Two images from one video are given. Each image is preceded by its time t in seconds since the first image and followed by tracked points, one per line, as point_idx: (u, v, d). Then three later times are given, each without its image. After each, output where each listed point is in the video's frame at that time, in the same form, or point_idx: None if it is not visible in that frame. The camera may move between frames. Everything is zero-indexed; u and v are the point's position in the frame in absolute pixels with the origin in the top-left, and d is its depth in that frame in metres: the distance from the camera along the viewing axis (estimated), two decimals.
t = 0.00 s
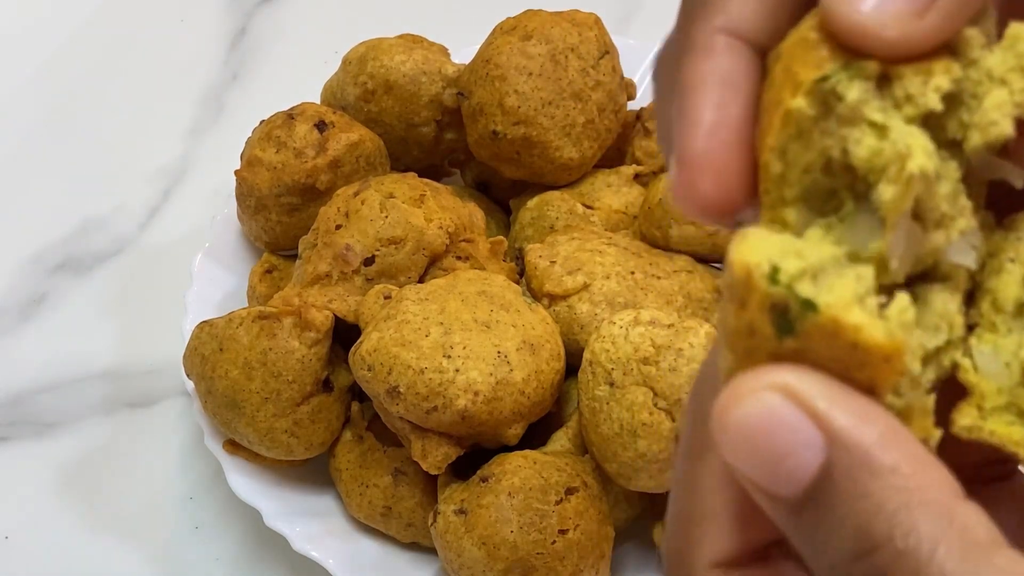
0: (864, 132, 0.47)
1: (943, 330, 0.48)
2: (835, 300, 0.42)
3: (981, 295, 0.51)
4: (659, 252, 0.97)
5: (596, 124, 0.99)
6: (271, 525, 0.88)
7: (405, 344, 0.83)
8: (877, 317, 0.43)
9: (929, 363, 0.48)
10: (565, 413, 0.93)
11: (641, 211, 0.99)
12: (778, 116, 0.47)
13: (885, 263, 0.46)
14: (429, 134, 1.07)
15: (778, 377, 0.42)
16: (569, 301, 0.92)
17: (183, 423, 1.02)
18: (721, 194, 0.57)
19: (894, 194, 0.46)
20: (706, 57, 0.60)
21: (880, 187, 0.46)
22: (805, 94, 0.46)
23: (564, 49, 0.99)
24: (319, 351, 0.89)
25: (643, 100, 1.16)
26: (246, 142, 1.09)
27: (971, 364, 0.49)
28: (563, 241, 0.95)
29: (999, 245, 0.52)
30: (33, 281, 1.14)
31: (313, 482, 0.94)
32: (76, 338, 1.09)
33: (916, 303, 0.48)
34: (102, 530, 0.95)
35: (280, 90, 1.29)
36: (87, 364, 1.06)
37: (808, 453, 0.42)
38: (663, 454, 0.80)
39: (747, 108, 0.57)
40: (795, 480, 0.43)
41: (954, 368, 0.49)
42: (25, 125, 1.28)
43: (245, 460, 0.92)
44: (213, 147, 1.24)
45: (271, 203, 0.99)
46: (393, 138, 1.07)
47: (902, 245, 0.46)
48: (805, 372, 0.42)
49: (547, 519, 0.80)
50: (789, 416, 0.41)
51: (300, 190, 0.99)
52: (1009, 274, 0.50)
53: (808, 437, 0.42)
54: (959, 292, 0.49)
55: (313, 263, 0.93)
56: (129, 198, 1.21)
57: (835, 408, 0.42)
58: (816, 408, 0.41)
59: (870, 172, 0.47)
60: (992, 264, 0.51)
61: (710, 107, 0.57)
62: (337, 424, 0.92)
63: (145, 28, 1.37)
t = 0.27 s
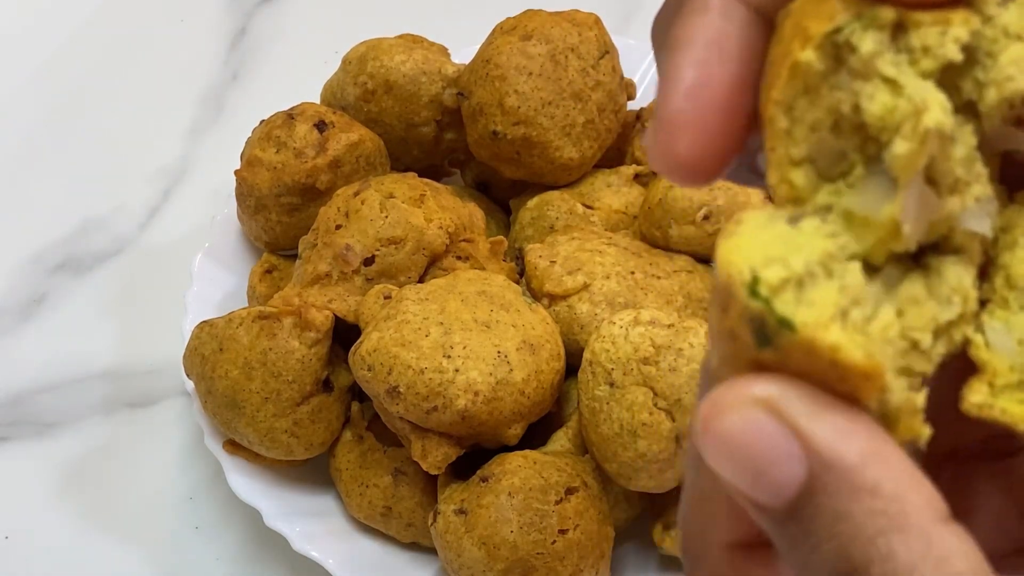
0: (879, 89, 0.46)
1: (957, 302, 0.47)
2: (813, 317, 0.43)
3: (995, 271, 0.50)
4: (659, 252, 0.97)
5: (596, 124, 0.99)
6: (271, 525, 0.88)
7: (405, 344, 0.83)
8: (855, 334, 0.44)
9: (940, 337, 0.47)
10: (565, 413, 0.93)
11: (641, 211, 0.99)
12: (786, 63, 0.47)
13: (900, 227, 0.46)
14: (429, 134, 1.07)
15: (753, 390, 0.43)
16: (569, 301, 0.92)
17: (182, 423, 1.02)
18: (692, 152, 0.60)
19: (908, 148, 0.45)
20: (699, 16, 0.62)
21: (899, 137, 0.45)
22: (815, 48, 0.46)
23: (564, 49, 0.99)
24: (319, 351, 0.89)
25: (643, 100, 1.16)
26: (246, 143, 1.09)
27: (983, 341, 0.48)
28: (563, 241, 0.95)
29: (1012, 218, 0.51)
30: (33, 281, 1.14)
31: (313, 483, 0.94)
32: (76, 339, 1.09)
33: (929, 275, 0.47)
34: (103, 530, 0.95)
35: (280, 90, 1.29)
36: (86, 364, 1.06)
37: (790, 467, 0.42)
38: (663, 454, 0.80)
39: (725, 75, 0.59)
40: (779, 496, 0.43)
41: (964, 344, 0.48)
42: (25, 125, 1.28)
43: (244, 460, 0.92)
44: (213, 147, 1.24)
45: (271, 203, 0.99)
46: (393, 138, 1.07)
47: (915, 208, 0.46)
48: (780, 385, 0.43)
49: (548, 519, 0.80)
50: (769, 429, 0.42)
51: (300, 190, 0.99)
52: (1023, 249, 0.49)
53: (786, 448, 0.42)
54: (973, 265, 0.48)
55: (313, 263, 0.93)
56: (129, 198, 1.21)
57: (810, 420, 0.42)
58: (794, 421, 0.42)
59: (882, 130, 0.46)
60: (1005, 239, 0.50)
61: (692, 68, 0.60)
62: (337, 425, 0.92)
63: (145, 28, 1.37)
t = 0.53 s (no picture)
0: (917, 70, 0.46)
1: (983, 288, 0.47)
2: (829, 328, 0.42)
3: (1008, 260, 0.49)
4: (659, 252, 0.97)
5: (597, 124, 0.99)
6: (271, 525, 0.88)
7: (405, 344, 0.83)
8: (871, 347, 0.43)
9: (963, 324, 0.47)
10: (565, 413, 0.93)
11: (641, 211, 0.99)
12: (822, 40, 0.46)
13: (939, 208, 0.45)
14: (429, 134, 1.07)
15: (760, 406, 0.43)
16: (569, 301, 0.92)
17: (182, 423, 1.02)
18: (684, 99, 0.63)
19: (965, 124, 0.44)
20: None
21: (948, 114, 0.45)
22: (854, 22, 0.45)
23: (564, 50, 0.99)
24: (319, 351, 0.89)
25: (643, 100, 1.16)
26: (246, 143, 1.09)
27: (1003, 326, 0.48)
28: (563, 241, 0.95)
29: None
30: (33, 280, 1.14)
31: (313, 482, 0.94)
32: (76, 338, 1.09)
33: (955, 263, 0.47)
34: (103, 530, 0.95)
35: (280, 90, 1.29)
36: (86, 364, 1.06)
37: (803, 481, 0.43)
38: (662, 453, 0.81)
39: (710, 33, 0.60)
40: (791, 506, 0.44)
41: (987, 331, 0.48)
42: (25, 125, 1.28)
43: (244, 460, 0.92)
44: (213, 147, 1.24)
45: (271, 203, 0.99)
46: (393, 139, 1.07)
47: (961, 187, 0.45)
48: (786, 398, 0.43)
49: (548, 519, 0.80)
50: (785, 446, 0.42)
51: (300, 190, 0.99)
52: None
53: (800, 463, 0.43)
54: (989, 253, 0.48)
55: (313, 263, 0.93)
56: (129, 197, 1.21)
57: (820, 433, 0.42)
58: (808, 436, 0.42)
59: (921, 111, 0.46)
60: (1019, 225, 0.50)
61: (683, 9, 0.61)
62: (337, 424, 0.92)
63: (145, 28, 1.37)
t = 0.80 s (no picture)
0: (910, 71, 0.45)
1: (986, 296, 0.46)
2: (781, 372, 0.42)
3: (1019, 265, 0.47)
4: (659, 252, 0.97)
5: (596, 124, 0.99)
6: (271, 525, 0.88)
7: (405, 344, 0.83)
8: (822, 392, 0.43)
9: (969, 331, 0.46)
10: (565, 413, 0.93)
11: (641, 212, 0.99)
12: (807, 49, 0.45)
13: (934, 213, 0.44)
14: (429, 134, 1.07)
15: (733, 446, 0.44)
16: (569, 301, 0.92)
17: (183, 423, 1.02)
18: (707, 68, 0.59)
19: (953, 124, 0.44)
20: None
21: (940, 115, 0.44)
22: (838, 29, 0.45)
23: (564, 50, 0.99)
24: (319, 351, 0.89)
25: (643, 100, 1.16)
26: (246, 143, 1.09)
27: (1014, 335, 0.46)
28: (563, 241, 0.96)
29: None
30: (33, 280, 1.14)
31: (313, 482, 0.94)
32: (76, 338, 1.09)
33: (958, 269, 0.46)
34: (103, 530, 0.95)
35: (280, 90, 1.29)
36: (86, 364, 1.06)
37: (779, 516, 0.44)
38: (662, 453, 0.81)
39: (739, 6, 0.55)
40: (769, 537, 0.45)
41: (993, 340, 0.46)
42: (25, 125, 1.28)
43: (245, 460, 0.92)
44: (213, 147, 1.24)
45: (271, 203, 0.99)
46: (393, 139, 1.07)
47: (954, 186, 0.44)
48: (758, 436, 0.44)
49: (548, 519, 0.80)
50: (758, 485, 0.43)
51: (300, 191, 0.99)
52: None
53: (775, 500, 0.44)
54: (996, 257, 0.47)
55: (313, 263, 0.93)
56: (129, 197, 1.21)
57: (794, 468, 0.43)
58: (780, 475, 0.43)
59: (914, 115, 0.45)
60: None
61: None
62: (337, 424, 0.92)
63: (145, 27, 1.37)
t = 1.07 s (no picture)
0: (878, 64, 0.46)
1: (975, 286, 0.47)
2: (741, 389, 0.44)
3: (1012, 258, 0.49)
4: (659, 252, 0.97)
5: (597, 124, 0.99)
6: (271, 525, 0.88)
7: (405, 344, 0.83)
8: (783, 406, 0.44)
9: (960, 321, 0.47)
10: (566, 413, 0.93)
11: (641, 211, 0.99)
12: (773, 55, 0.47)
13: (910, 212, 0.46)
14: (429, 134, 1.07)
15: (715, 460, 0.45)
16: (569, 301, 0.92)
17: (183, 423, 1.02)
18: (721, 83, 0.59)
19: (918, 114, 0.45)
20: None
21: (904, 108, 0.46)
22: (798, 31, 0.46)
23: (563, 49, 0.99)
24: (319, 351, 0.89)
25: (644, 100, 1.16)
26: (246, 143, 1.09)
27: (1006, 324, 0.47)
28: (563, 241, 0.96)
29: None
30: (34, 280, 1.14)
31: (314, 483, 0.94)
32: (77, 338, 1.09)
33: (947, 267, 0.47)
34: (104, 530, 0.95)
35: (280, 91, 1.29)
36: (85, 364, 1.06)
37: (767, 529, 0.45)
38: (662, 453, 0.81)
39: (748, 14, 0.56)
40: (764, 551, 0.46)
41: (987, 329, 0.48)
42: (25, 125, 1.28)
43: (245, 460, 0.92)
44: (213, 147, 1.24)
45: (271, 203, 0.99)
46: (393, 139, 1.07)
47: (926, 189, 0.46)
48: (740, 450, 0.45)
49: (547, 519, 0.80)
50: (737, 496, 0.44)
51: (300, 190, 0.99)
52: None
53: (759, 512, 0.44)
54: (989, 250, 0.48)
55: (313, 263, 0.93)
56: (129, 197, 1.21)
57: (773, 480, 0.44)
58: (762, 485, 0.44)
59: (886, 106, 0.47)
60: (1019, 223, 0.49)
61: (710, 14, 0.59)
62: (337, 424, 0.92)
63: (145, 27, 1.37)
